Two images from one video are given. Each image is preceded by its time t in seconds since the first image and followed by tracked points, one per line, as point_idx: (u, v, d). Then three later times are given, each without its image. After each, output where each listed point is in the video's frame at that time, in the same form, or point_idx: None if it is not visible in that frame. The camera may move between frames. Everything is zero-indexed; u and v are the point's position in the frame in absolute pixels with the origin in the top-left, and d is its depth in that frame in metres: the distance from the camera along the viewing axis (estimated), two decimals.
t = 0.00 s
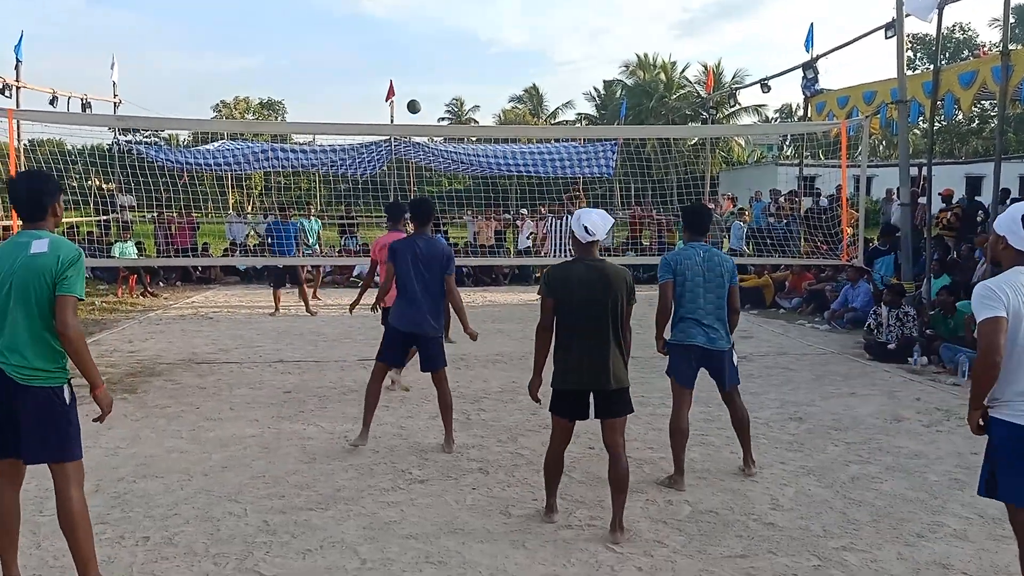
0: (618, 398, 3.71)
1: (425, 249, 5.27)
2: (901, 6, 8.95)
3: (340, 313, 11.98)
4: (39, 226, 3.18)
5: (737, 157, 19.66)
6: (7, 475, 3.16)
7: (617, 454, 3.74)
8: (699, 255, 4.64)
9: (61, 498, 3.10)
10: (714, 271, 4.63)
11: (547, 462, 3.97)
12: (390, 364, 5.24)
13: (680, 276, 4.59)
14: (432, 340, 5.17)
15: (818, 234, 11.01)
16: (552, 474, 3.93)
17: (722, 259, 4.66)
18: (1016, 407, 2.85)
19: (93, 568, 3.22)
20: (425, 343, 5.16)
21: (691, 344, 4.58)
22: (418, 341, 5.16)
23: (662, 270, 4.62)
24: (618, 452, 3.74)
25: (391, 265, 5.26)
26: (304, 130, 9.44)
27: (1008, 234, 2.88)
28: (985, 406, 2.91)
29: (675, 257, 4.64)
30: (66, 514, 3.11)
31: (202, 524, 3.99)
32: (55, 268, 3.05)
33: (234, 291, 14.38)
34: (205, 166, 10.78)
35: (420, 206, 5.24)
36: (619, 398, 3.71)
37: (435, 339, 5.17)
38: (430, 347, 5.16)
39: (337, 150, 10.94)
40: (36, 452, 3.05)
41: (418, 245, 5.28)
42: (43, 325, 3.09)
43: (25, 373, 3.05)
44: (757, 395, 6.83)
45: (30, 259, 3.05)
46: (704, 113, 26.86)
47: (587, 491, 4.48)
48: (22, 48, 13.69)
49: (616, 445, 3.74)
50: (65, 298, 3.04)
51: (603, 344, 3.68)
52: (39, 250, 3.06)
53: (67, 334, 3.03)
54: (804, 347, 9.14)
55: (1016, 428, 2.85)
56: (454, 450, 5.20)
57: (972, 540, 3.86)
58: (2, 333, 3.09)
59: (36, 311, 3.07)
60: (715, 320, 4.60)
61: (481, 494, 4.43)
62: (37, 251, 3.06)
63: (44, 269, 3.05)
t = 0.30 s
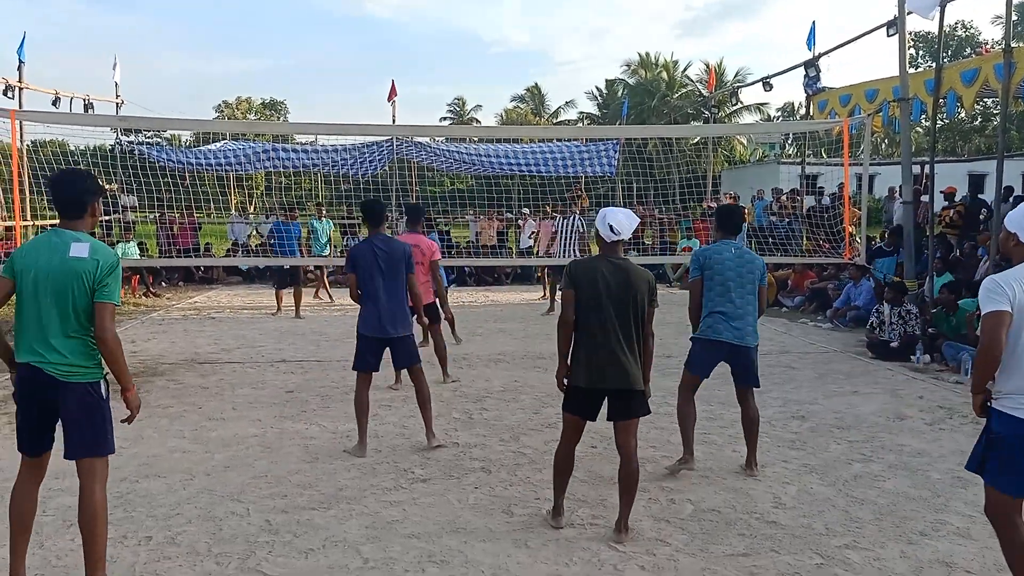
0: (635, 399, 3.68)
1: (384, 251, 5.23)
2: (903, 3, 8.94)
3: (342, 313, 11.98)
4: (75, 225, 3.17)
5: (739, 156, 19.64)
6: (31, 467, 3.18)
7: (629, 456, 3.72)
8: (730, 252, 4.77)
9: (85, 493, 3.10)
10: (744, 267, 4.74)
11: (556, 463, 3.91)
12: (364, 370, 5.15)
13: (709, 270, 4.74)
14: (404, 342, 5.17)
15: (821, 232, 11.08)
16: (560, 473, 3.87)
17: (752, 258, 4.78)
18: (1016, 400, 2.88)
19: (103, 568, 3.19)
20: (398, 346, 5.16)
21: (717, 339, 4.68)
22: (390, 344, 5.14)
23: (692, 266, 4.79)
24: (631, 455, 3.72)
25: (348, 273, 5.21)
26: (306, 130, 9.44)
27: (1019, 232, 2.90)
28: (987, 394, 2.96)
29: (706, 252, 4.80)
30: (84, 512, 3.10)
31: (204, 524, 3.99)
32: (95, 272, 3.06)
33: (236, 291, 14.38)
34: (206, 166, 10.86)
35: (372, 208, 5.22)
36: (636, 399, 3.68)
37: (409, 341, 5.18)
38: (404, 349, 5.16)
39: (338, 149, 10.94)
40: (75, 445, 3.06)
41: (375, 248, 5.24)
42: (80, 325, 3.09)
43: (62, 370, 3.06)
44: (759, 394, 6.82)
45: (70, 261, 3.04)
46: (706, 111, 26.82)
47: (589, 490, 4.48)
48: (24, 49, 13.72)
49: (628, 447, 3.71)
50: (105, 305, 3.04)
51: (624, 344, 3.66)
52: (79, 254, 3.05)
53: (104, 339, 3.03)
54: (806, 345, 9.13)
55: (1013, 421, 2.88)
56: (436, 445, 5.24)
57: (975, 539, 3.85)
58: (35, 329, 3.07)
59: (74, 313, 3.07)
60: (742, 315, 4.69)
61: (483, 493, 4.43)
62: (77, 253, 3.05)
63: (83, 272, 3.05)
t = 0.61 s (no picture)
0: (636, 398, 3.68)
1: (371, 248, 5.21)
2: (906, 2, 8.93)
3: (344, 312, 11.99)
4: (101, 225, 3.17)
5: (741, 155, 19.63)
6: (42, 461, 3.18)
7: (632, 455, 3.72)
8: (731, 250, 4.77)
9: (92, 493, 3.08)
10: (745, 265, 4.74)
11: (562, 470, 3.89)
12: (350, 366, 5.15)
13: (708, 270, 4.77)
14: (387, 339, 5.19)
15: (823, 232, 11.04)
16: (564, 476, 3.85)
17: (754, 254, 4.77)
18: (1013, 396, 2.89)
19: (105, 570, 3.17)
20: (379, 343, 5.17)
21: (717, 336, 4.70)
22: (375, 342, 5.16)
23: (694, 267, 4.84)
24: (633, 455, 3.73)
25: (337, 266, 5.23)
26: (307, 129, 9.44)
27: (1013, 232, 2.97)
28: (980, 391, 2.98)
29: (707, 252, 4.82)
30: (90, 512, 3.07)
31: (207, 523, 4.00)
32: (120, 273, 3.08)
33: (238, 291, 14.39)
34: (213, 167, 11.01)
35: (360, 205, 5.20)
36: (637, 399, 3.68)
37: (390, 338, 5.19)
38: (387, 348, 5.19)
39: (341, 149, 10.94)
40: (93, 445, 3.07)
41: (362, 245, 5.23)
42: (102, 324, 3.10)
43: (85, 369, 3.07)
44: (762, 393, 6.82)
45: (95, 261, 3.05)
46: (708, 111, 26.78)
47: (591, 489, 4.48)
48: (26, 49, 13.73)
49: (629, 447, 3.72)
50: (134, 310, 3.10)
51: (625, 342, 3.66)
52: (104, 255, 3.06)
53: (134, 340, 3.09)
54: (809, 344, 9.13)
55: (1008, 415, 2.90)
56: (379, 441, 5.34)
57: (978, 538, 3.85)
58: (57, 329, 3.08)
59: (96, 313, 3.08)
60: (743, 313, 4.68)
61: (485, 492, 4.43)
62: (102, 254, 3.06)
63: (108, 273, 3.06)
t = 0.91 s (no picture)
0: (634, 397, 3.68)
1: (363, 246, 5.22)
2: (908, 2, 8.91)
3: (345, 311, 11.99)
4: (107, 224, 3.17)
5: (742, 155, 19.63)
6: (42, 461, 3.19)
7: (629, 452, 3.72)
8: (710, 250, 4.80)
9: (97, 489, 3.08)
10: (725, 265, 4.78)
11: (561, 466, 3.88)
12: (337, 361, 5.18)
13: (689, 272, 4.79)
14: (376, 336, 5.16)
15: (824, 232, 11.03)
16: (566, 473, 3.85)
17: (732, 254, 4.81)
18: (970, 398, 2.94)
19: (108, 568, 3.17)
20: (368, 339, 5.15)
21: (703, 336, 4.72)
22: (362, 338, 5.14)
23: (673, 268, 4.83)
24: (631, 452, 3.72)
25: (329, 266, 5.24)
26: (309, 128, 9.44)
27: (963, 236, 3.04)
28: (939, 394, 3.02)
29: (685, 253, 4.83)
30: (96, 506, 3.08)
31: (209, 521, 4.00)
32: (123, 273, 3.07)
33: (239, 290, 14.39)
34: (212, 165, 10.96)
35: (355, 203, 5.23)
36: (636, 397, 3.68)
37: (381, 335, 5.17)
38: (374, 345, 5.16)
39: (343, 148, 10.90)
40: (96, 443, 3.07)
41: (355, 243, 5.25)
42: (104, 324, 3.10)
43: (86, 367, 3.07)
44: (762, 393, 6.82)
45: (99, 260, 3.05)
46: (710, 110, 26.77)
47: (592, 488, 4.48)
48: (28, 47, 13.73)
49: (627, 444, 3.71)
50: (137, 309, 3.09)
51: (623, 342, 3.66)
52: (107, 253, 3.06)
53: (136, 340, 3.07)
54: (809, 343, 9.13)
55: (969, 417, 2.93)
56: (381, 441, 5.36)
57: (979, 538, 3.85)
58: (60, 326, 3.08)
59: (97, 311, 3.07)
60: (726, 311, 4.71)
61: (486, 491, 4.43)
62: (105, 253, 3.06)
63: (111, 272, 3.05)
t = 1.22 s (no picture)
0: (637, 397, 3.66)
1: (331, 248, 5.18)
2: (909, 3, 8.92)
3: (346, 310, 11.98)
4: (88, 224, 3.18)
5: (744, 156, 19.64)
6: (20, 460, 3.18)
7: (631, 453, 3.71)
8: (707, 253, 4.89)
9: (93, 487, 3.08)
10: (721, 268, 4.87)
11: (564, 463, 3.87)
12: (313, 363, 5.21)
13: (686, 275, 4.88)
14: (350, 338, 5.17)
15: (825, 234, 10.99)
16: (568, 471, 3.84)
17: (728, 256, 4.91)
18: (928, 392, 2.99)
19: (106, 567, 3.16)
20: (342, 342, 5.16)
21: (702, 337, 4.81)
22: (336, 340, 5.16)
23: (670, 271, 4.92)
24: (634, 454, 3.72)
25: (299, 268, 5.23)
26: (310, 128, 9.45)
27: (910, 234, 3.12)
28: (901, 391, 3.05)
29: (683, 257, 4.94)
30: (92, 505, 3.07)
31: (210, 520, 4.00)
32: (103, 271, 3.05)
33: (241, 289, 14.39)
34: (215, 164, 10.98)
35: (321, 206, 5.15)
36: (638, 398, 3.67)
37: (354, 336, 5.17)
38: (349, 346, 5.16)
39: (344, 147, 10.89)
40: (81, 443, 3.06)
41: (323, 245, 5.20)
42: (85, 324, 3.09)
43: (70, 366, 3.07)
44: (763, 394, 6.82)
45: (79, 259, 3.04)
46: (711, 111, 26.77)
47: (593, 488, 4.49)
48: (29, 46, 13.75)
49: (629, 444, 3.70)
50: (116, 304, 3.05)
51: (628, 344, 3.66)
52: (87, 253, 3.05)
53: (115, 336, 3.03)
54: (810, 345, 9.13)
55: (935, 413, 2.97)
56: (380, 439, 5.38)
57: (979, 539, 3.85)
58: (42, 327, 3.09)
59: (78, 310, 3.07)
60: (723, 313, 4.81)
61: (487, 491, 4.44)
62: (86, 252, 3.04)
63: (91, 270, 3.04)
